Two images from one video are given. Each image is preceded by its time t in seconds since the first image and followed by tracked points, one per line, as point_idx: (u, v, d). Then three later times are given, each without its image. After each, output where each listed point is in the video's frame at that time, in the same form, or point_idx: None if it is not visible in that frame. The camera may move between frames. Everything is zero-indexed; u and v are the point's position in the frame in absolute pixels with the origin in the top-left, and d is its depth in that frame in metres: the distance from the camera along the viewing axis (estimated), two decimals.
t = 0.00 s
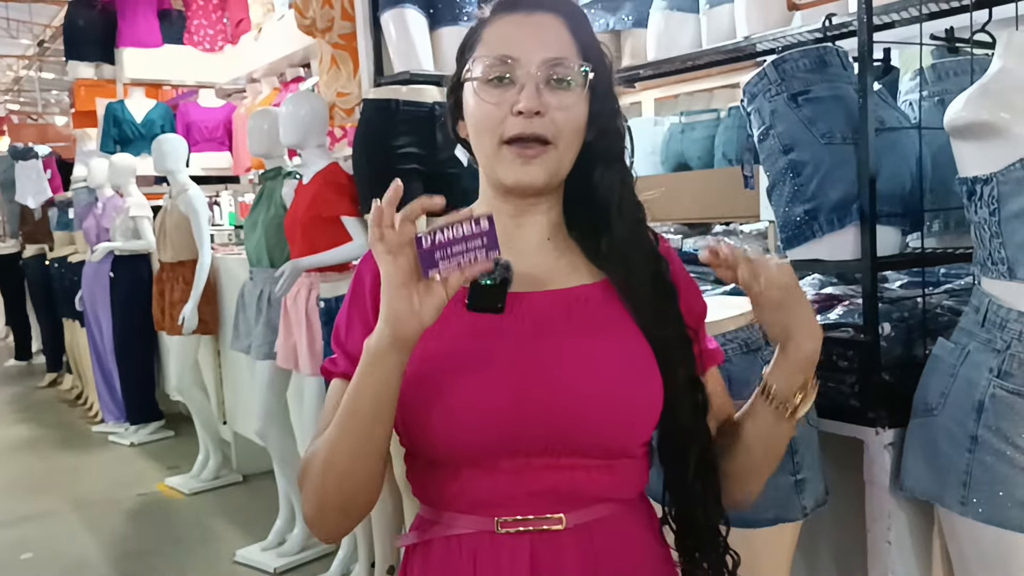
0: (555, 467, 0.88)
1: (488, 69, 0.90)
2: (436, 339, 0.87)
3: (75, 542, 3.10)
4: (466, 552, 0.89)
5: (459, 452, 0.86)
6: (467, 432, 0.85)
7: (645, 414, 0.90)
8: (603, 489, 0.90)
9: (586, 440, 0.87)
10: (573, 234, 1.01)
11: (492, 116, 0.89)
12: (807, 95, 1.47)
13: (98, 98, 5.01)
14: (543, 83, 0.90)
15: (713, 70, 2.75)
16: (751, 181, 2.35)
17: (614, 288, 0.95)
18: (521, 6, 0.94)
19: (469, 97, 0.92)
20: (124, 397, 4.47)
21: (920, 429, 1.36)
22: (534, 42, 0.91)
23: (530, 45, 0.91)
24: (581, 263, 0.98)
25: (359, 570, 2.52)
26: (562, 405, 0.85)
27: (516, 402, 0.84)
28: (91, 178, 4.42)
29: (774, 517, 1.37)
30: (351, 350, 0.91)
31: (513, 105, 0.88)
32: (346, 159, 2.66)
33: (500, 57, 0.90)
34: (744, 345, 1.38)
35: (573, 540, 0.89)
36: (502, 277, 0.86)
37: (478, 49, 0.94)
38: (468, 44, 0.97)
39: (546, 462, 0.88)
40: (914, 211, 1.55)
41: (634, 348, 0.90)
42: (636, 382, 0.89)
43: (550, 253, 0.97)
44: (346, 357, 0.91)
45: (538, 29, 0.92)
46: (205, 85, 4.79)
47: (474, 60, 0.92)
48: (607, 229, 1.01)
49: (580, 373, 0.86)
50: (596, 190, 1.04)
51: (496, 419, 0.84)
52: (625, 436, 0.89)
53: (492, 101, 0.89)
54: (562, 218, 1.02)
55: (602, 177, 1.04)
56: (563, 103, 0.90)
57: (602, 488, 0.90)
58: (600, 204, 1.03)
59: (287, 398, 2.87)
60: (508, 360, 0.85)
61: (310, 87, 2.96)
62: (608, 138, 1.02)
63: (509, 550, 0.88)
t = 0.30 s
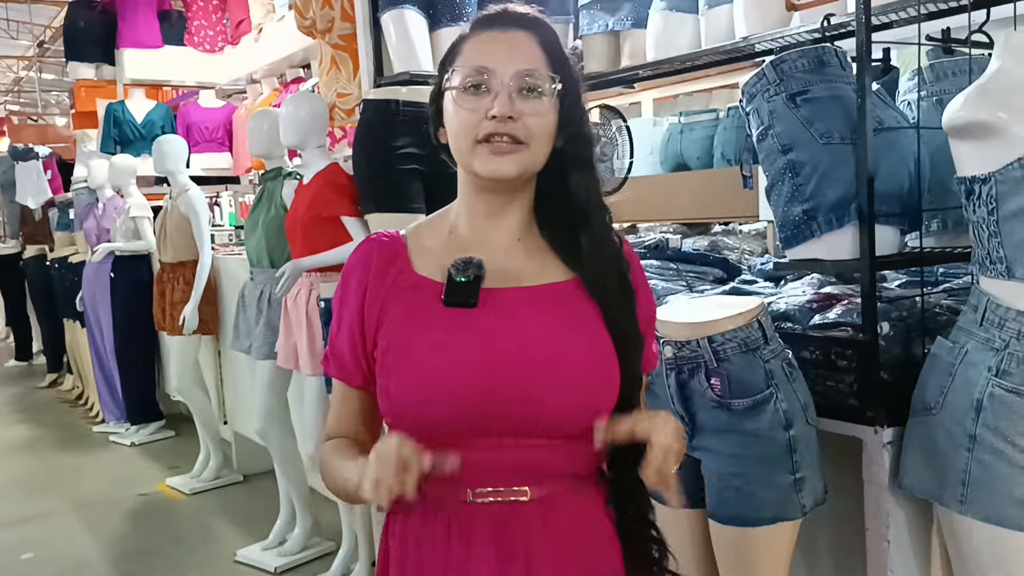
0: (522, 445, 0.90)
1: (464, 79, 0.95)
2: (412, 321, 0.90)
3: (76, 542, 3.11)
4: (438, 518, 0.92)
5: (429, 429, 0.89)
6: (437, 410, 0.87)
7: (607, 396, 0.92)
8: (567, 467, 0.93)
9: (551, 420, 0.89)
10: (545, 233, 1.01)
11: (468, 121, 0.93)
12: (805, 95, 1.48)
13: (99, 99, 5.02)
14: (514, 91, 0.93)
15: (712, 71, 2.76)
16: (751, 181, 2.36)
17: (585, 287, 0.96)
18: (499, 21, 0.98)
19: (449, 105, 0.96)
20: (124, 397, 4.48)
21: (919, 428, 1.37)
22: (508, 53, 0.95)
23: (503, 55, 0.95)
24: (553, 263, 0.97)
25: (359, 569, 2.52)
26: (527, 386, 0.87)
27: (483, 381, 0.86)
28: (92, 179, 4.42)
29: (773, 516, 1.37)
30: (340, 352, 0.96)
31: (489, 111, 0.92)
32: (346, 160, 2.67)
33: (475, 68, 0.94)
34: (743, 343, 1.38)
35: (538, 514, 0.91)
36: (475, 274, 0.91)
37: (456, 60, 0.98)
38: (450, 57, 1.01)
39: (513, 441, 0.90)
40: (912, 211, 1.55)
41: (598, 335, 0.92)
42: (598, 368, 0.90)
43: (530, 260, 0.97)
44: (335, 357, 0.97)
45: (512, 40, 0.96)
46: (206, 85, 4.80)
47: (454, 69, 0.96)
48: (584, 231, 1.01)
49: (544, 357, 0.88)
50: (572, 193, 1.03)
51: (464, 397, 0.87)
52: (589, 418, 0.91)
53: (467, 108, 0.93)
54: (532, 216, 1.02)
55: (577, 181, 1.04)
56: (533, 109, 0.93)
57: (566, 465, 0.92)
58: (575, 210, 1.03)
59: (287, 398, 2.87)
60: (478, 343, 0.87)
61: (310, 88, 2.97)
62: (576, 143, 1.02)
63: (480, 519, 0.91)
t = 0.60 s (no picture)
0: (498, 419, 1.02)
1: (437, 100, 1.04)
2: (399, 312, 1.01)
3: (78, 542, 3.11)
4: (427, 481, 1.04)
5: (417, 408, 1.00)
6: (424, 390, 0.98)
7: (571, 382, 1.03)
8: (537, 438, 1.04)
9: (522, 396, 1.00)
10: (516, 229, 1.11)
11: (443, 137, 1.02)
12: (806, 96, 1.48)
13: (99, 100, 5.02)
14: (484, 111, 1.03)
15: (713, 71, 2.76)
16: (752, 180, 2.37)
17: (550, 281, 1.06)
18: (468, 44, 1.07)
19: (425, 122, 1.06)
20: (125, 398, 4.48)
21: (920, 428, 1.37)
22: (477, 73, 1.04)
23: (471, 75, 1.04)
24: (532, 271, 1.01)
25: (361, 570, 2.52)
26: (501, 367, 0.98)
27: (463, 364, 0.97)
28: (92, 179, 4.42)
29: (775, 516, 1.37)
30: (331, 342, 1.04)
31: (463, 128, 1.01)
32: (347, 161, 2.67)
33: (447, 88, 1.04)
34: (745, 344, 1.39)
35: (513, 480, 1.03)
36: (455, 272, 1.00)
37: (431, 82, 1.07)
38: (424, 78, 1.10)
39: (489, 415, 1.01)
40: (913, 212, 1.55)
41: (562, 327, 1.03)
42: (563, 354, 1.02)
43: (502, 256, 1.08)
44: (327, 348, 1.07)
45: (479, 61, 1.05)
46: (206, 86, 4.80)
47: (429, 90, 1.06)
48: (547, 229, 1.11)
49: (517, 341, 0.99)
50: (534, 198, 1.12)
51: (446, 376, 0.97)
52: (556, 398, 1.02)
53: (441, 124, 1.03)
54: (503, 215, 1.12)
55: (537, 190, 1.13)
56: (501, 122, 1.03)
57: (536, 437, 1.04)
58: (536, 210, 1.12)
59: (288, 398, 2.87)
60: (458, 329, 0.98)
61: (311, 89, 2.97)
62: (541, 155, 1.12)
63: (463, 483, 1.03)
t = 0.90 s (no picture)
0: (492, 397, 1.04)
1: (425, 102, 1.06)
2: (392, 297, 1.03)
3: (77, 542, 3.11)
4: (424, 460, 1.05)
5: (415, 388, 1.02)
6: (422, 369, 1.00)
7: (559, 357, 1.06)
8: (529, 416, 1.07)
9: (516, 373, 1.03)
10: (498, 223, 1.13)
11: (428, 137, 1.04)
12: (806, 95, 1.48)
13: (99, 100, 5.02)
14: (469, 114, 1.05)
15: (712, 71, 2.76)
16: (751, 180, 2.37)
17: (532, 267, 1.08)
18: (457, 52, 1.08)
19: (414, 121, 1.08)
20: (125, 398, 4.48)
21: (920, 428, 1.37)
22: (465, 78, 1.06)
23: (458, 79, 1.06)
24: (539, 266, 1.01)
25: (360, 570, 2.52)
26: (495, 344, 1.00)
27: (458, 342, 1.00)
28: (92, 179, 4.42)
29: (775, 515, 1.37)
30: (321, 331, 1.04)
31: (448, 129, 1.04)
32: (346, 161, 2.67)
33: (435, 90, 1.06)
34: (744, 344, 1.39)
35: (508, 456, 1.06)
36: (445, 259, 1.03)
37: (420, 84, 1.09)
38: (414, 80, 1.11)
39: (484, 393, 1.03)
40: (913, 212, 1.55)
41: (549, 307, 1.06)
42: (552, 332, 1.05)
43: (496, 251, 1.09)
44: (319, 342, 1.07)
45: (467, 66, 1.07)
46: (206, 86, 4.80)
47: (419, 92, 1.07)
48: (521, 223, 1.12)
49: (509, 320, 1.02)
50: (514, 196, 1.14)
51: (442, 356, 1.00)
52: (546, 372, 1.05)
53: (428, 124, 1.05)
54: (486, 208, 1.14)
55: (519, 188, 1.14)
56: (485, 127, 1.05)
57: (529, 413, 1.07)
58: (517, 209, 1.13)
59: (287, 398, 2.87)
60: (452, 310, 1.01)
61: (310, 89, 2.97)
62: (524, 156, 1.13)
63: (460, 460, 1.05)
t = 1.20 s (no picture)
0: (491, 388, 1.05)
1: (420, 96, 1.08)
2: (395, 292, 1.04)
3: (77, 542, 3.11)
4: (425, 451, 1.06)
5: (417, 378, 1.03)
6: (424, 360, 1.02)
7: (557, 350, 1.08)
8: (528, 406, 1.08)
9: (515, 365, 1.04)
10: (496, 219, 1.15)
11: (425, 129, 1.06)
12: (806, 95, 1.48)
13: (99, 100, 5.02)
14: (465, 106, 1.06)
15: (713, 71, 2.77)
16: (751, 180, 2.38)
17: (533, 262, 1.11)
18: (450, 50, 1.11)
19: (411, 117, 1.10)
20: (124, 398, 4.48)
21: (919, 428, 1.37)
22: (457, 74, 1.08)
23: (452, 75, 1.08)
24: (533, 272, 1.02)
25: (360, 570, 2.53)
26: (495, 337, 1.02)
27: (460, 334, 1.01)
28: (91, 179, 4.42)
29: (775, 515, 1.38)
30: (333, 331, 1.08)
31: (444, 120, 1.05)
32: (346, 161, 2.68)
33: (430, 85, 1.08)
34: (744, 344, 1.38)
35: (507, 446, 1.06)
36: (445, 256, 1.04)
37: (416, 80, 1.11)
38: (411, 78, 1.14)
39: (486, 384, 1.05)
40: (912, 212, 1.55)
41: (545, 302, 1.08)
42: (550, 325, 1.07)
43: (493, 252, 1.10)
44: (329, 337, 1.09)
45: (461, 63, 1.09)
46: (206, 86, 4.80)
47: (414, 88, 1.10)
48: (525, 218, 1.14)
49: (509, 313, 1.03)
50: (513, 189, 1.15)
51: (443, 348, 1.01)
52: (544, 364, 1.07)
53: (425, 117, 1.07)
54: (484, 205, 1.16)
55: (518, 180, 1.16)
56: (480, 116, 1.06)
57: (527, 404, 1.08)
58: (516, 204, 1.15)
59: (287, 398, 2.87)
60: (452, 303, 1.02)
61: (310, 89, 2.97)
62: (518, 148, 1.15)
63: (460, 451, 1.05)
